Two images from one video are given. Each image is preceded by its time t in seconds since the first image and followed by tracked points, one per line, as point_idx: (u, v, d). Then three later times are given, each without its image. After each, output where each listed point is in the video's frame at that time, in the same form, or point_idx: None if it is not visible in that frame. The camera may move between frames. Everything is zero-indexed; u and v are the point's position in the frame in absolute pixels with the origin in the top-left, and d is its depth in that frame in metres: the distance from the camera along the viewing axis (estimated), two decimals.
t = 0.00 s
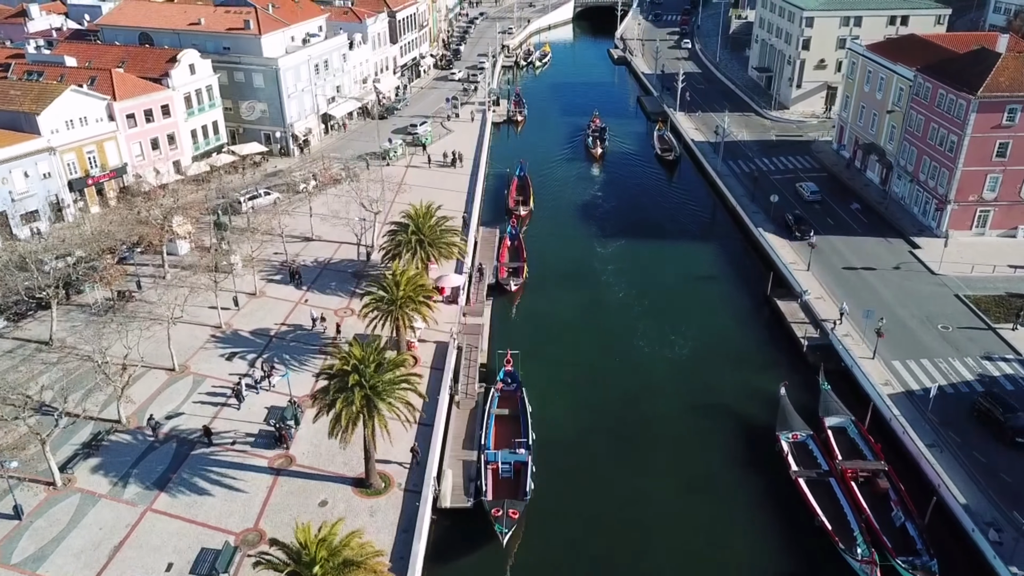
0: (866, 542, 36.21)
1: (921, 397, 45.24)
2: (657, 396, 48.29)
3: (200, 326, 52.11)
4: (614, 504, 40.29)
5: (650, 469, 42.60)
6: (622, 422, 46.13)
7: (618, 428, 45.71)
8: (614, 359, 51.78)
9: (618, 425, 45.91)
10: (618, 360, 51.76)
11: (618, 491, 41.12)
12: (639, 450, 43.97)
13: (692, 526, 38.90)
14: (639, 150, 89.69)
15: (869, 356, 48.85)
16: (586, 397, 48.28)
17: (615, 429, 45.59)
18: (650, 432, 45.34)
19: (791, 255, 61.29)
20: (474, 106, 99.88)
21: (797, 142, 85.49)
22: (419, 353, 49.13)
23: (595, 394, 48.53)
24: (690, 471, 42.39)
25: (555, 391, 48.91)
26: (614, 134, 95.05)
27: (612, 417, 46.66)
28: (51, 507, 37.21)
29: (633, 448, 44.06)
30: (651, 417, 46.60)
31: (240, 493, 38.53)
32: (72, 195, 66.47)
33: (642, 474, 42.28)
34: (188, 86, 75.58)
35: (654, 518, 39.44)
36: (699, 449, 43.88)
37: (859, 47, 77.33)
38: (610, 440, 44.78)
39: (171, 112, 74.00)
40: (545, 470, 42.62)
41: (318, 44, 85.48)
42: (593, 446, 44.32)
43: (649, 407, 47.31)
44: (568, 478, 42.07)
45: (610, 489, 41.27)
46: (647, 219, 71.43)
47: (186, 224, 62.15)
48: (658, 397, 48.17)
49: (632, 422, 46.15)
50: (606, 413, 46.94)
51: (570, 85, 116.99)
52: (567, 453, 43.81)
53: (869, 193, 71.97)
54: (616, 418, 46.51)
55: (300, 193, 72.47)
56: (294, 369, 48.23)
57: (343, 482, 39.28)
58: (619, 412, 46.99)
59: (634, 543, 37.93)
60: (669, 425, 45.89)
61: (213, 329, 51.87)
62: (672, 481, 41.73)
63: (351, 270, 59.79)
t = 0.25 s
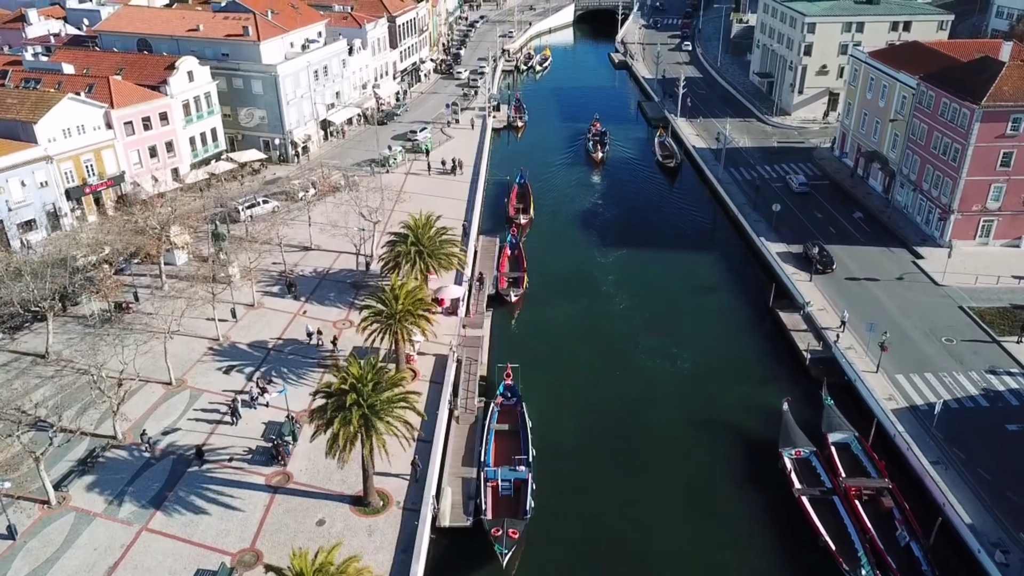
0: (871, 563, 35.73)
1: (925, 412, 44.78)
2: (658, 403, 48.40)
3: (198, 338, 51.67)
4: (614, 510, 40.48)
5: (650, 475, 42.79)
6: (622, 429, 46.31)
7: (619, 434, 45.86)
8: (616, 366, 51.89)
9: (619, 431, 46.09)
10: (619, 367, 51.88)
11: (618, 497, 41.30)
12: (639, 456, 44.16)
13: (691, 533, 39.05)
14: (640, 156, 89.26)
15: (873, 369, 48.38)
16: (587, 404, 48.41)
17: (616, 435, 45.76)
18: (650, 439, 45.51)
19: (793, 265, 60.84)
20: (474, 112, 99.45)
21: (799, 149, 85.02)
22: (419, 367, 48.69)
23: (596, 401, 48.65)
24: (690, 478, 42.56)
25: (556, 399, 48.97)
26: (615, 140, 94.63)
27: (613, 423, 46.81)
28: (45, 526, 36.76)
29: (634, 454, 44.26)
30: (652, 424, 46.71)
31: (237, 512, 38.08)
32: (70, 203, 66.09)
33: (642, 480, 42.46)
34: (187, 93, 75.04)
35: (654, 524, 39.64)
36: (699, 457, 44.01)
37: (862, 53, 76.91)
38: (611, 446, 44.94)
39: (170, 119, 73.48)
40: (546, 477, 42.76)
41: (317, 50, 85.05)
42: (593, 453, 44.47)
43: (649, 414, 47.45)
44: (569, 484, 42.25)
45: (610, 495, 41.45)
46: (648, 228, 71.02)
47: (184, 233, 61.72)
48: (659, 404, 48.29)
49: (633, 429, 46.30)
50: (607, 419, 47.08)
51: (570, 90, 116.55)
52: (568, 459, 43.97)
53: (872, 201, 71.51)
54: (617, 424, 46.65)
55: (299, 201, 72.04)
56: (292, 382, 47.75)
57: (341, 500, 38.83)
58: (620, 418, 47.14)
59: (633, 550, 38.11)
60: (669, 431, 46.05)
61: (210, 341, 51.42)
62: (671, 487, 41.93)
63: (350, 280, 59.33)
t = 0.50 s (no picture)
0: None
1: (929, 429, 44.27)
2: (659, 413, 48.46)
3: (195, 352, 51.17)
4: (613, 521, 40.70)
5: (650, 485, 42.98)
6: (623, 439, 46.45)
7: (619, 444, 46.02)
8: (617, 376, 52.01)
9: (619, 441, 46.25)
10: (620, 376, 51.97)
11: (618, 508, 41.46)
12: (639, 466, 44.32)
13: (690, 545, 39.22)
14: (641, 163, 88.73)
15: (876, 385, 47.87)
16: (588, 414, 48.51)
17: (616, 446, 45.92)
18: (650, 449, 45.64)
19: (796, 276, 60.33)
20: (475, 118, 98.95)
21: (801, 156, 84.50)
22: (418, 382, 48.20)
23: (597, 411, 48.77)
24: (689, 488, 42.72)
25: (557, 409, 49.06)
26: (615, 146, 94.14)
27: (613, 433, 46.94)
28: (39, 548, 36.25)
29: (634, 465, 44.43)
30: (653, 434, 46.80)
31: (233, 532, 37.57)
32: (67, 213, 65.70)
33: (642, 490, 42.60)
34: (184, 101, 74.56)
35: (653, 535, 39.83)
36: (699, 467, 44.12)
37: (864, 61, 76.42)
38: (611, 456, 45.09)
39: (168, 127, 73.00)
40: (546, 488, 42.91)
41: (316, 56, 84.57)
42: (593, 463, 44.62)
43: (650, 425, 47.55)
44: (568, 495, 42.43)
45: (609, 506, 41.64)
46: (649, 237, 70.54)
47: (182, 244, 61.22)
48: (660, 414, 48.38)
49: (634, 439, 46.43)
50: (607, 429, 47.23)
51: (571, 95, 116.07)
52: (568, 470, 44.15)
53: (875, 210, 70.99)
54: (618, 435, 46.77)
55: (298, 210, 71.54)
56: (290, 397, 47.27)
57: (339, 520, 38.35)
58: (620, 429, 47.26)
59: (632, 561, 38.28)
60: (669, 441, 46.17)
61: (207, 355, 50.93)
62: (671, 498, 42.08)
63: (349, 292, 58.82)
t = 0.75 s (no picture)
0: None
1: (934, 443, 43.76)
2: (659, 418, 48.57)
3: (192, 364, 50.68)
4: (611, 525, 40.93)
5: (649, 489, 43.16)
6: (622, 442, 46.60)
7: (618, 448, 46.19)
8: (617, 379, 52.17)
9: (618, 445, 46.43)
10: (620, 380, 52.08)
11: (615, 512, 41.70)
12: (637, 470, 44.51)
13: (687, 550, 39.43)
14: (642, 169, 88.21)
15: (880, 398, 47.40)
16: (587, 418, 48.66)
17: (615, 449, 46.10)
18: (649, 453, 45.82)
19: (798, 285, 59.84)
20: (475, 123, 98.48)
21: (803, 163, 83.99)
22: (417, 395, 47.72)
23: (597, 415, 48.91)
24: (687, 492, 42.91)
25: (557, 413, 49.17)
26: (616, 152, 93.66)
27: (613, 437, 47.10)
28: (32, 567, 35.74)
29: (633, 468, 44.66)
30: (653, 438, 46.94)
31: (229, 550, 37.07)
32: (63, 221, 65.40)
33: (640, 495, 42.78)
34: (183, 107, 74.08)
35: (651, 540, 39.99)
36: (698, 472, 44.26)
37: (867, 67, 75.92)
38: (610, 460, 45.27)
39: (166, 134, 72.51)
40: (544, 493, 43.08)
41: (315, 62, 84.08)
42: (592, 467, 44.79)
43: (649, 428, 47.71)
44: (567, 499, 42.62)
45: (608, 510, 41.87)
46: (650, 244, 70.06)
47: (179, 253, 60.74)
48: (660, 418, 48.50)
49: (633, 443, 46.60)
50: (607, 433, 47.40)
51: (572, 99, 115.64)
52: (567, 474, 44.35)
53: (877, 218, 70.46)
54: (617, 438, 46.95)
55: (297, 217, 71.05)
56: (288, 411, 46.79)
57: (336, 538, 37.87)
58: (620, 432, 47.39)
59: (629, 566, 38.49)
60: (669, 445, 46.32)
61: (204, 367, 50.44)
62: (669, 502, 42.28)
63: (347, 302, 58.33)
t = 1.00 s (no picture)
0: None
1: (940, 460, 43.21)
2: (660, 423, 48.72)
3: (189, 377, 50.16)
4: (613, 531, 41.12)
5: (650, 495, 43.39)
6: (624, 448, 46.75)
7: (620, 454, 46.36)
8: (619, 385, 52.30)
9: (620, 450, 46.59)
10: (620, 385, 52.24)
11: (617, 518, 41.94)
12: (639, 476, 44.69)
13: (688, 555, 39.69)
14: (643, 176, 87.71)
15: (884, 413, 46.82)
16: (588, 423, 48.81)
17: (617, 454, 46.29)
18: (651, 458, 45.99)
19: (801, 296, 59.31)
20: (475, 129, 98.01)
21: (805, 169, 83.44)
22: (416, 409, 47.22)
23: (599, 420, 49.07)
24: (689, 498, 43.12)
25: (557, 420, 49.25)
26: (618, 158, 93.18)
27: (615, 442, 47.26)
28: None
29: (635, 474, 44.86)
30: (654, 444, 47.06)
31: (226, 571, 36.53)
32: (60, 230, 64.98)
33: (642, 500, 43.02)
34: (181, 115, 73.52)
35: (653, 547, 40.13)
36: (699, 478, 44.43)
37: (870, 74, 75.47)
38: (611, 465, 45.51)
39: (164, 142, 72.02)
40: (546, 499, 43.28)
41: (315, 68, 83.55)
42: (594, 473, 44.97)
43: (651, 434, 47.87)
44: (569, 505, 42.83)
45: (611, 515, 42.11)
46: (651, 253, 69.54)
47: (177, 263, 60.21)
48: (661, 424, 48.65)
49: (635, 448, 46.79)
50: (609, 438, 47.59)
51: (572, 104, 115.16)
52: (569, 479, 44.57)
53: (880, 227, 69.94)
54: (618, 444, 47.13)
55: (296, 225, 70.55)
56: (285, 426, 46.27)
57: (334, 558, 37.35)
58: (621, 438, 47.55)
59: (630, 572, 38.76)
60: (671, 451, 46.47)
61: (201, 380, 49.92)
62: (671, 508, 42.47)
63: (346, 312, 57.82)
